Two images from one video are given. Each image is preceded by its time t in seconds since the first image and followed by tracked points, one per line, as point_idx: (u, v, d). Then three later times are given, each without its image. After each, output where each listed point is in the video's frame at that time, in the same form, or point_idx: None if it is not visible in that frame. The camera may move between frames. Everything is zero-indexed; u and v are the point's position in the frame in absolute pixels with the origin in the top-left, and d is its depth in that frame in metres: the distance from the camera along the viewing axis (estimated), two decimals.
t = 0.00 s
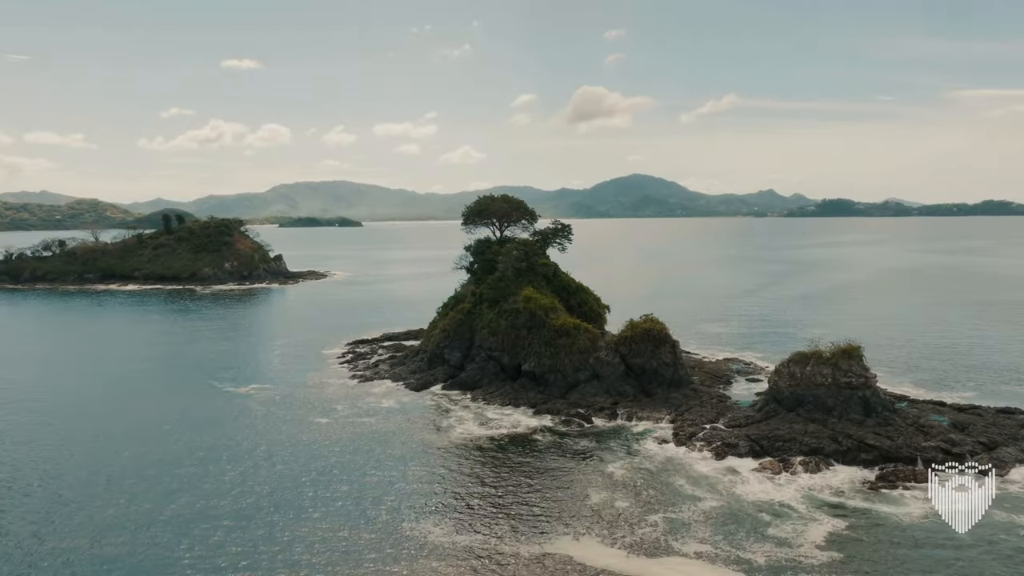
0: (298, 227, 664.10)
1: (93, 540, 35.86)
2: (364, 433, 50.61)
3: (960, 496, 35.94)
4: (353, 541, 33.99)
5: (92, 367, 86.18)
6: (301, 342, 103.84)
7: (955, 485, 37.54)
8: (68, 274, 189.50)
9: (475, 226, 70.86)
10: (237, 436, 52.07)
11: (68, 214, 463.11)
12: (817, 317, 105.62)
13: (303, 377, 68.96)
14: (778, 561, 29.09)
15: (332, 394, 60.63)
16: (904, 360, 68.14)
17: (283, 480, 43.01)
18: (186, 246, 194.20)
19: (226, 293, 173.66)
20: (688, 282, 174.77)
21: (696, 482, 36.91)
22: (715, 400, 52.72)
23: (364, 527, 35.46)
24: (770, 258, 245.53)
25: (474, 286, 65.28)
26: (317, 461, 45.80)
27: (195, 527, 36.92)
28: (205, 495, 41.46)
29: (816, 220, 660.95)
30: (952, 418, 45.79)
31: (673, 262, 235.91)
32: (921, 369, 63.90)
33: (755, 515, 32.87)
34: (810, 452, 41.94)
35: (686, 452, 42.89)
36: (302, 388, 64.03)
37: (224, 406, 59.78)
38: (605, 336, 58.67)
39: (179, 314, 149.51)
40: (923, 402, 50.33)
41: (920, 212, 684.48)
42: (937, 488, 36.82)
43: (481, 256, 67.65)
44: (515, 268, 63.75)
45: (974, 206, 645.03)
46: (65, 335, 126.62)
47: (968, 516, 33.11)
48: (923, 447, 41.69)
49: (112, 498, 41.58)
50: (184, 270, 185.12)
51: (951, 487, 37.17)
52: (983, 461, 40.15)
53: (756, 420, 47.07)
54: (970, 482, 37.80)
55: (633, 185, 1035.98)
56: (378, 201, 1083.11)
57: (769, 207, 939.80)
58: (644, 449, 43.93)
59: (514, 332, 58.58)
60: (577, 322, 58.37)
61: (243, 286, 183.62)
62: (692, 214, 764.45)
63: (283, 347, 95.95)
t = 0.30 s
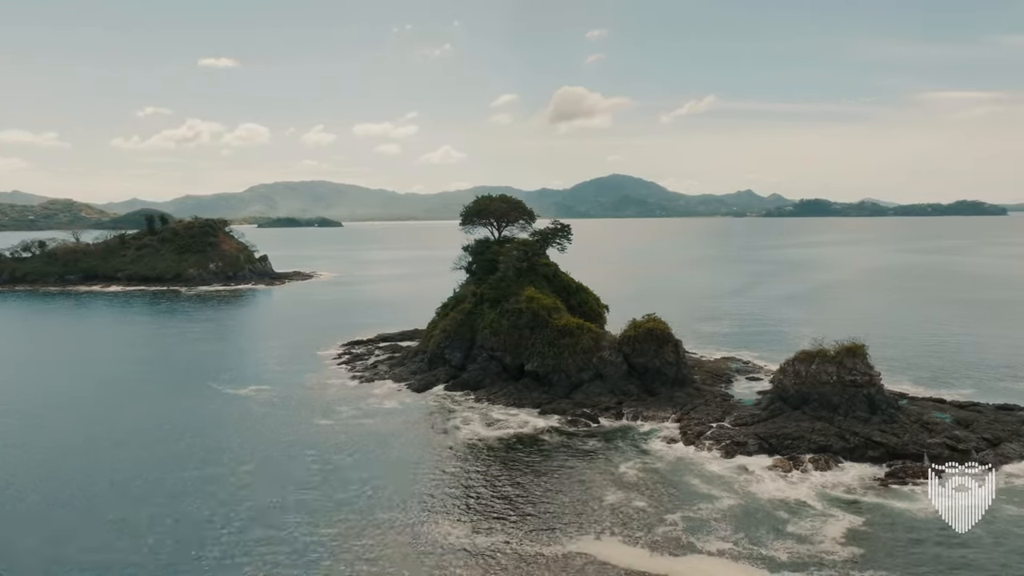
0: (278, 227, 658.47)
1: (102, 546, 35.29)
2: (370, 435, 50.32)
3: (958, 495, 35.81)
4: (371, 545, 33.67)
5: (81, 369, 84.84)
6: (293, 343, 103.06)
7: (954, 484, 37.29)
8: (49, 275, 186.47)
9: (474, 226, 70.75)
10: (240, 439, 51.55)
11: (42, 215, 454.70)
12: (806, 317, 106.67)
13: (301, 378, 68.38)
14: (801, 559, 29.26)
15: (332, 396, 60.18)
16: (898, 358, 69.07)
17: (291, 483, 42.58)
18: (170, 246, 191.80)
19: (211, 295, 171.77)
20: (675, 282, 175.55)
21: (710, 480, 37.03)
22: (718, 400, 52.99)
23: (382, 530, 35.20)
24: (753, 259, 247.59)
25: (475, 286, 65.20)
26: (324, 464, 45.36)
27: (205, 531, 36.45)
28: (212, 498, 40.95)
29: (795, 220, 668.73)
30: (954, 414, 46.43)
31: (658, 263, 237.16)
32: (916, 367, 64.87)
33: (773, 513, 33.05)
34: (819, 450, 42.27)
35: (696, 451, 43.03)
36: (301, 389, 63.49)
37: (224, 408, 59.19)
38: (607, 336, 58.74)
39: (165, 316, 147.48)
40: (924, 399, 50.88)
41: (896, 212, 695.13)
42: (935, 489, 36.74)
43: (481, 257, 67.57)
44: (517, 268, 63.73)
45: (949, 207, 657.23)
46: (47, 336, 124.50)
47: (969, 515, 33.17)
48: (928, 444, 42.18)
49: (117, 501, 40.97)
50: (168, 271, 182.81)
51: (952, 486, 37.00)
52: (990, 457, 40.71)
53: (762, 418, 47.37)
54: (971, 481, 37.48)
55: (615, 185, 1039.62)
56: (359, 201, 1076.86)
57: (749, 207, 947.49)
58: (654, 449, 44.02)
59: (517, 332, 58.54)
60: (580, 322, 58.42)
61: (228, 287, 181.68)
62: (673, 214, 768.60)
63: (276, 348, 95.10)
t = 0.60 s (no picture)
0: (259, 228, 652.39)
1: (112, 550, 34.77)
2: (376, 436, 50.04)
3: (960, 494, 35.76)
4: (390, 548, 33.40)
5: (70, 370, 83.53)
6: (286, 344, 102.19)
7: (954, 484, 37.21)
8: (29, 276, 183.53)
9: (473, 226, 70.64)
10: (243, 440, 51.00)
11: (16, 215, 446.40)
12: (796, 316, 107.55)
13: (300, 379, 67.83)
14: (823, 554, 29.62)
15: (334, 398, 59.67)
16: (893, 356, 69.90)
17: (300, 485, 42.15)
18: (154, 247, 189.37)
19: (196, 296, 169.78)
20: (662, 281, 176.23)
21: (725, 479, 37.19)
22: (723, 399, 53.28)
23: (399, 532, 34.92)
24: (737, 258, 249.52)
25: (475, 286, 65.07)
26: (332, 466, 45.01)
27: (218, 534, 36.02)
28: (221, 500, 40.48)
29: (774, 220, 675.53)
30: (957, 411, 47.09)
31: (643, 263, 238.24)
32: (912, 365, 65.69)
33: (790, 510, 33.37)
34: (827, 448, 42.63)
35: (706, 450, 43.21)
36: (301, 391, 62.90)
37: (224, 410, 58.56)
38: (609, 335, 58.83)
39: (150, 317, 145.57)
40: (925, 396, 51.49)
41: (872, 212, 704.73)
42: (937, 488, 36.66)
43: (481, 257, 67.45)
44: (518, 268, 63.69)
45: (924, 207, 667.59)
46: (31, 338, 122.43)
47: (969, 509, 33.57)
48: (934, 441, 42.68)
49: (123, 504, 40.31)
50: (152, 272, 180.49)
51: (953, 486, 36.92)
52: (996, 455, 41.24)
53: (768, 417, 47.68)
54: (971, 482, 37.40)
55: (596, 185, 1042.40)
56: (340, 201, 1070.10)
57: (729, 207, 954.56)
58: (663, 449, 44.14)
59: (520, 332, 58.48)
60: (582, 322, 58.44)
61: (213, 288, 179.70)
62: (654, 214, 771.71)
63: (269, 349, 94.33)
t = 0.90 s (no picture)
0: (236, 228, 644.51)
1: (126, 555, 34.17)
2: (382, 438, 49.68)
3: (960, 494, 35.70)
4: (412, 550, 33.19)
5: (57, 372, 81.98)
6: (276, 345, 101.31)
7: (955, 484, 37.06)
8: (5, 277, 180.00)
9: (471, 226, 70.54)
10: (248, 443, 50.41)
11: None
12: (785, 317, 108.71)
13: (298, 380, 67.24)
14: (847, 549, 30.13)
15: (336, 400, 59.18)
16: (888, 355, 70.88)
17: (312, 488, 41.76)
18: (134, 247, 186.48)
19: (178, 297, 167.50)
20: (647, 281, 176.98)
21: (741, 477, 37.47)
22: (726, 397, 53.64)
23: (420, 534, 34.68)
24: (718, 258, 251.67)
25: (476, 286, 64.91)
26: (341, 468, 44.64)
27: (234, 537, 35.59)
28: (232, 503, 40.01)
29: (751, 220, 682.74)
30: (959, 408, 47.83)
31: (627, 263, 239.28)
32: (907, 364, 66.70)
33: (808, 506, 33.84)
34: (836, 444, 43.11)
35: (718, 448, 43.46)
36: (301, 393, 62.38)
37: (225, 412, 57.85)
38: (612, 335, 58.97)
39: (132, 318, 143.30)
40: (924, 393, 52.24)
41: (846, 212, 714.99)
42: (937, 488, 36.57)
43: (480, 257, 67.35)
44: (519, 268, 63.61)
45: (896, 207, 679.49)
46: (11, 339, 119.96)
47: (970, 503, 34.37)
48: (939, 437, 43.35)
49: (131, 508, 39.67)
50: (132, 273, 177.72)
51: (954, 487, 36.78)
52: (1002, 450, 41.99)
53: (775, 415, 48.06)
54: (972, 482, 37.31)
55: (575, 185, 1045.49)
56: (318, 202, 1061.74)
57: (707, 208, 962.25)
58: (673, 448, 44.34)
59: (523, 331, 58.45)
60: (585, 322, 58.51)
61: (196, 289, 177.44)
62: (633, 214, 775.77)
63: (260, 351, 93.24)
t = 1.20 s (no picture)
0: (216, 228, 637.77)
1: (140, 560, 33.63)
2: (389, 440, 49.43)
3: (960, 494, 35.16)
4: (432, 551, 32.98)
5: (48, 372, 80.69)
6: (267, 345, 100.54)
7: (956, 485, 36.49)
8: None
9: (470, 225, 70.40)
10: (253, 445, 49.95)
11: None
12: (775, 316, 109.66)
13: (297, 381, 66.80)
14: (867, 545, 30.43)
15: (338, 401, 58.83)
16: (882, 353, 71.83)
17: (323, 490, 41.35)
18: (117, 248, 183.94)
19: (163, 298, 165.54)
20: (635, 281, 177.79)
21: (755, 475, 37.75)
22: (729, 396, 53.97)
23: (438, 535, 34.49)
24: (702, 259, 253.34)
25: (476, 286, 64.76)
26: (350, 470, 44.27)
27: (248, 542, 35.13)
28: (244, 506, 39.57)
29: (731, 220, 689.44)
30: (960, 405, 48.47)
31: (613, 263, 240.16)
32: (902, 362, 67.65)
33: (825, 503, 34.12)
34: (843, 442, 43.52)
35: (727, 447, 43.71)
36: (302, 394, 61.96)
37: (226, 415, 57.31)
38: (614, 334, 59.10)
39: (117, 319, 141.35)
40: (924, 390, 52.85)
41: (824, 212, 723.46)
42: (938, 489, 36.12)
43: (480, 257, 67.20)
44: (520, 268, 63.55)
45: (873, 207, 689.90)
46: None
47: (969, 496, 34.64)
48: (944, 433, 43.93)
49: (141, 512, 39.17)
50: (116, 274, 175.38)
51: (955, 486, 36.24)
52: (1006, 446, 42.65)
53: (780, 413, 48.43)
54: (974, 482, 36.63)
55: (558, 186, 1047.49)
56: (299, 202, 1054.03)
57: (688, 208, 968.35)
58: (682, 448, 44.48)
59: (525, 332, 58.44)
60: (588, 321, 58.58)
61: (180, 290, 175.51)
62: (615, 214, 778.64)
63: (253, 351, 92.45)
